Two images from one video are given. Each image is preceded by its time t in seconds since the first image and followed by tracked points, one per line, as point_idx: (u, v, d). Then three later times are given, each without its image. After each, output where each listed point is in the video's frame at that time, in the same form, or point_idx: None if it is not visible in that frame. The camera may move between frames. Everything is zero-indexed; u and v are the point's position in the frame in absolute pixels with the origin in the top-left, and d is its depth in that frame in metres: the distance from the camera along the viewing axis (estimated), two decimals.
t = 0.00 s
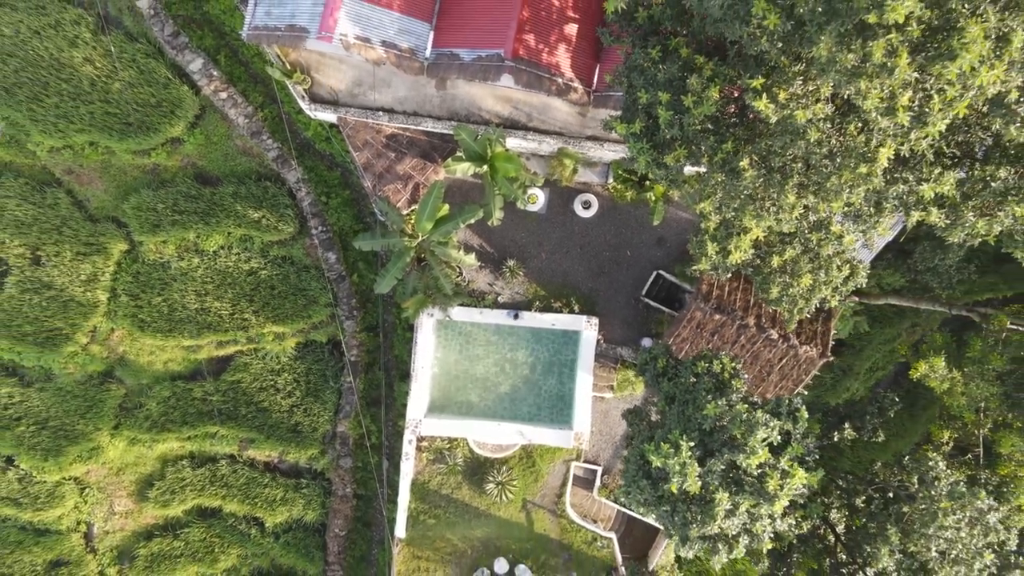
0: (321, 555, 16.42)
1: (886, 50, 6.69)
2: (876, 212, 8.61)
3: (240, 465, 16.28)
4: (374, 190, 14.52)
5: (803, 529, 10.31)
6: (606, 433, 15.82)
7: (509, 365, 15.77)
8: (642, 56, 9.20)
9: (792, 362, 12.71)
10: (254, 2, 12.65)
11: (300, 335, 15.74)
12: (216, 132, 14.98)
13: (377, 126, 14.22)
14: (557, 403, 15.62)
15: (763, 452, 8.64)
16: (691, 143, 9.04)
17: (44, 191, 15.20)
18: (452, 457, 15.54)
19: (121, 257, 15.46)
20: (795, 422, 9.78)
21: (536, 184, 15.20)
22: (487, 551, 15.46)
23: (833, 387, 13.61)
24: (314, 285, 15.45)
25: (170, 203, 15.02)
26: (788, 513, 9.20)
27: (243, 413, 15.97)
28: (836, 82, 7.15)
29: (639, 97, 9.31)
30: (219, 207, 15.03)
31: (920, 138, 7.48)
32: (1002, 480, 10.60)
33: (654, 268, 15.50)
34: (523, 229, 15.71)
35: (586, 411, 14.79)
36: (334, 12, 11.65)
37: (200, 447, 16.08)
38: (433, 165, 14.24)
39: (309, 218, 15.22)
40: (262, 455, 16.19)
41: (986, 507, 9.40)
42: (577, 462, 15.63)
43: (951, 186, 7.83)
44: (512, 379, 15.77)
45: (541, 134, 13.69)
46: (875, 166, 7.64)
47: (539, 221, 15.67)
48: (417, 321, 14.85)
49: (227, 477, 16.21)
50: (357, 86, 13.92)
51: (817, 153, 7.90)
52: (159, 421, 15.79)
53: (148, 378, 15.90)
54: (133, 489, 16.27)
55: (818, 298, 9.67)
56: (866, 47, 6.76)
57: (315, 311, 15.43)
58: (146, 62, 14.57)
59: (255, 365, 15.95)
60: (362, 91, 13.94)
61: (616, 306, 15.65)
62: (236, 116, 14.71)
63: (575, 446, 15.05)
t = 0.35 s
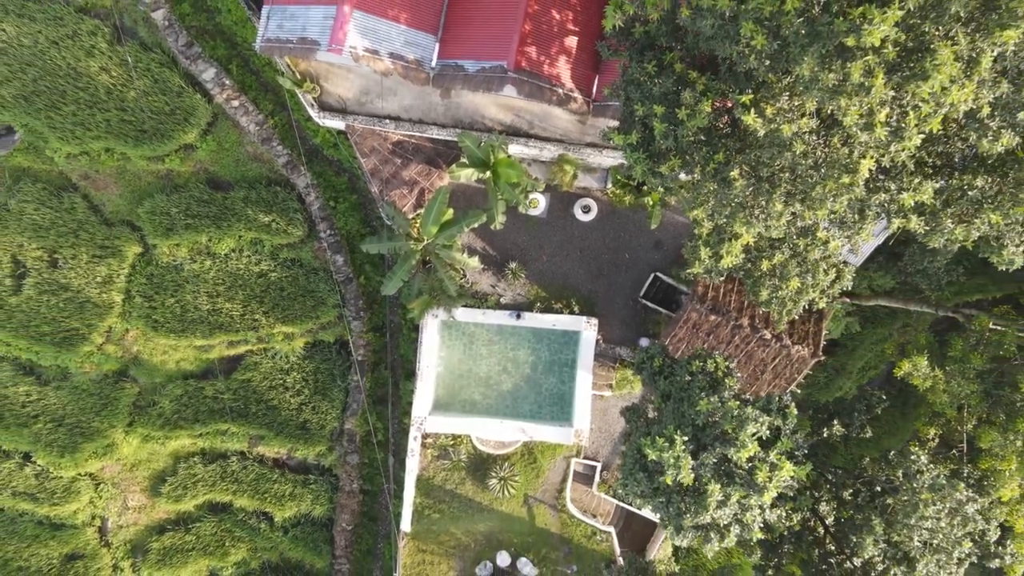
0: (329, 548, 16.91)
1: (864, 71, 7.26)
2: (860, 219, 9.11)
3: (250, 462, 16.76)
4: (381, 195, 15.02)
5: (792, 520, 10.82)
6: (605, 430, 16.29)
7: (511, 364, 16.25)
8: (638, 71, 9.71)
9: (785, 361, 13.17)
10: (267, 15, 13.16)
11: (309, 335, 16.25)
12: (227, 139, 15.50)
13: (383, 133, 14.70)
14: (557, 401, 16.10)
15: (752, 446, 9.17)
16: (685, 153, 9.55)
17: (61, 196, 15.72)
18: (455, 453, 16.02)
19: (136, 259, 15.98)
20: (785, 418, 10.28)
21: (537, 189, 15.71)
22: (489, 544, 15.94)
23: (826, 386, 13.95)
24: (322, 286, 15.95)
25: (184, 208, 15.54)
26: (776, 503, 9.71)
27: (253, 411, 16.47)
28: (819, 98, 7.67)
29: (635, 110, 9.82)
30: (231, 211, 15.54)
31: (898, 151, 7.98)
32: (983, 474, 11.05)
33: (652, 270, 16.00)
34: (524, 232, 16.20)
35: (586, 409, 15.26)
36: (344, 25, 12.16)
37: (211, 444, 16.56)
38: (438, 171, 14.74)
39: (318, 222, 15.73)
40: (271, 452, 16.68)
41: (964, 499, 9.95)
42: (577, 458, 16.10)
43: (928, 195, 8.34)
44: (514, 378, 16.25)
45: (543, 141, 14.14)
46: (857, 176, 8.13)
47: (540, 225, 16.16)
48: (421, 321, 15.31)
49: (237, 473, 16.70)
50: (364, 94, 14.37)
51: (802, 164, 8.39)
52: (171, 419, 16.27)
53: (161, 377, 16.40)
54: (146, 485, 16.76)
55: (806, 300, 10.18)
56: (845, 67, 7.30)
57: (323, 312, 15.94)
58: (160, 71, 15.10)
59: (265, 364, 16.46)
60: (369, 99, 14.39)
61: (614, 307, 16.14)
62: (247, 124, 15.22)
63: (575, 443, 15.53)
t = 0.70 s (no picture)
0: (334, 542, 17.48)
1: (835, 91, 7.85)
2: (838, 226, 9.68)
3: (257, 458, 17.32)
4: (385, 200, 15.55)
5: (777, 512, 11.39)
6: (601, 427, 16.82)
7: (510, 363, 16.80)
8: (630, 86, 10.27)
9: (773, 361, 13.67)
10: (275, 29, 13.72)
11: (315, 335, 16.82)
12: (236, 146, 16.07)
13: (386, 141, 15.22)
14: (555, 399, 16.65)
15: (736, 440, 9.75)
16: (673, 164, 10.11)
17: (76, 202, 16.29)
18: (456, 449, 16.57)
19: (148, 262, 16.57)
20: (769, 414, 10.83)
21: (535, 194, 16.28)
22: (489, 537, 16.46)
23: (816, 384, 14.56)
24: (328, 288, 16.52)
25: (194, 213, 16.12)
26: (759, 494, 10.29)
27: (260, 408, 17.04)
28: (796, 115, 8.27)
29: (627, 123, 10.39)
30: (239, 216, 16.11)
31: (871, 164, 8.55)
32: (959, 468, 11.53)
33: (646, 272, 16.57)
34: (523, 235, 16.77)
35: (582, 406, 15.80)
36: (350, 40, 12.72)
37: (220, 441, 17.13)
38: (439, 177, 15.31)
39: (324, 226, 16.31)
40: (278, 448, 17.25)
41: (937, 490, 10.55)
42: (574, 454, 16.63)
43: (900, 205, 8.85)
44: (513, 377, 16.81)
45: (540, 149, 14.70)
46: (833, 188, 8.71)
47: (538, 229, 16.73)
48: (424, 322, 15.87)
49: (245, 469, 17.26)
50: (368, 104, 14.89)
51: (782, 175, 8.95)
52: (182, 416, 16.83)
53: (172, 376, 16.96)
54: (157, 480, 17.31)
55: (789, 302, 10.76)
56: (818, 88, 7.91)
57: (329, 313, 16.51)
58: (172, 81, 15.70)
59: (272, 363, 17.02)
60: (373, 109, 14.91)
61: (610, 308, 16.71)
62: (256, 132, 15.81)
63: (572, 439, 16.07)
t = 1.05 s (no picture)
0: (337, 537, 18.00)
1: (812, 106, 8.36)
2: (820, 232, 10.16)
3: (262, 455, 17.80)
4: (387, 205, 16.05)
5: (764, 505, 11.87)
6: (596, 425, 17.31)
7: (509, 363, 17.28)
8: (622, 97, 10.77)
9: (763, 360, 14.16)
10: (282, 40, 14.22)
11: (319, 336, 17.31)
12: (243, 152, 16.58)
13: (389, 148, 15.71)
14: (552, 397, 17.13)
15: (722, 435, 10.26)
16: (663, 172, 10.62)
17: (87, 206, 16.79)
18: (456, 446, 17.04)
19: (157, 265, 17.07)
20: (756, 411, 11.33)
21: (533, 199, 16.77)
22: (488, 532, 16.93)
23: (806, 382, 15.34)
24: (331, 290, 17.01)
25: (202, 217, 16.61)
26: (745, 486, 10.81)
27: (266, 406, 17.54)
28: (777, 127, 8.78)
29: (620, 133, 10.89)
30: (246, 220, 16.61)
31: (849, 174, 9.05)
32: (939, 462, 11.98)
33: (640, 275, 17.07)
34: (521, 238, 17.26)
35: (579, 405, 16.28)
36: (354, 51, 13.21)
37: (226, 439, 17.61)
38: (441, 183, 15.74)
39: (328, 230, 16.81)
40: (282, 446, 17.74)
41: (915, 484, 11.06)
42: (570, 451, 17.11)
43: (878, 212, 9.35)
44: (512, 376, 17.27)
45: (537, 156, 15.19)
46: (813, 197, 9.22)
47: (536, 232, 17.22)
48: (425, 323, 16.34)
49: (251, 465, 17.75)
50: (372, 112, 15.37)
51: (765, 184, 9.45)
52: (189, 414, 17.30)
53: (180, 375, 17.44)
54: (165, 477, 17.79)
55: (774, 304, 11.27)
56: (797, 104, 8.41)
57: (332, 314, 17.00)
58: (181, 90, 16.23)
59: (277, 362, 17.51)
60: (376, 116, 15.39)
61: (605, 309, 17.20)
62: (262, 138, 16.34)
63: (568, 437, 16.54)
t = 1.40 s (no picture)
0: (342, 533, 18.53)
1: (795, 121, 8.88)
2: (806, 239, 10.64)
3: (269, 453, 18.28)
4: (391, 210, 16.55)
5: (754, 500, 12.35)
6: (594, 425, 17.79)
7: (509, 364, 17.75)
8: (617, 109, 11.27)
9: (755, 361, 14.64)
10: (290, 52, 14.72)
11: (324, 337, 17.79)
12: (251, 159, 17.09)
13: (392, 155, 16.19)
14: (551, 397, 17.60)
15: (713, 432, 10.76)
16: (657, 181, 11.13)
17: (100, 211, 17.28)
18: (458, 445, 17.49)
19: (167, 268, 17.57)
20: (746, 410, 11.80)
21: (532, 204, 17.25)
22: (488, 528, 17.39)
23: (799, 383, 16.02)
24: (336, 293, 17.50)
25: (211, 222, 17.10)
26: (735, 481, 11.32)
27: (273, 405, 18.04)
28: (763, 140, 9.27)
29: (615, 143, 11.39)
30: (254, 224, 17.10)
31: (831, 184, 9.56)
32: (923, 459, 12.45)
33: (637, 278, 17.56)
34: (521, 242, 17.75)
35: (577, 404, 16.74)
36: (360, 63, 13.70)
37: (234, 437, 18.09)
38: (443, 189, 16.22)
39: (333, 234, 17.32)
40: (289, 444, 18.22)
41: (898, 479, 11.56)
42: (569, 449, 17.58)
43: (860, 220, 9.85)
44: (512, 376, 17.74)
45: (537, 163, 15.68)
46: (797, 205, 9.71)
47: (535, 236, 17.71)
48: (428, 324, 16.80)
49: (258, 463, 18.23)
50: (376, 120, 15.84)
51: (753, 192, 9.94)
52: (198, 413, 17.78)
53: (189, 375, 17.92)
54: (174, 474, 18.27)
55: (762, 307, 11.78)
56: (781, 118, 8.91)
57: (337, 316, 17.51)
58: (191, 98, 16.76)
59: (284, 363, 18.01)
60: (381, 124, 15.87)
61: (602, 311, 17.69)
62: (270, 146, 16.87)
63: (567, 435, 17.00)
